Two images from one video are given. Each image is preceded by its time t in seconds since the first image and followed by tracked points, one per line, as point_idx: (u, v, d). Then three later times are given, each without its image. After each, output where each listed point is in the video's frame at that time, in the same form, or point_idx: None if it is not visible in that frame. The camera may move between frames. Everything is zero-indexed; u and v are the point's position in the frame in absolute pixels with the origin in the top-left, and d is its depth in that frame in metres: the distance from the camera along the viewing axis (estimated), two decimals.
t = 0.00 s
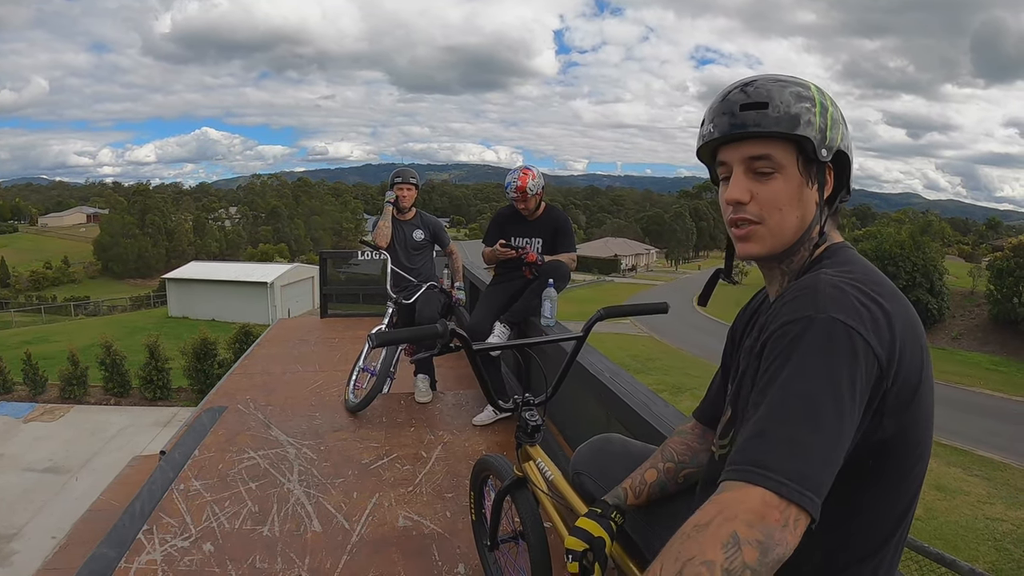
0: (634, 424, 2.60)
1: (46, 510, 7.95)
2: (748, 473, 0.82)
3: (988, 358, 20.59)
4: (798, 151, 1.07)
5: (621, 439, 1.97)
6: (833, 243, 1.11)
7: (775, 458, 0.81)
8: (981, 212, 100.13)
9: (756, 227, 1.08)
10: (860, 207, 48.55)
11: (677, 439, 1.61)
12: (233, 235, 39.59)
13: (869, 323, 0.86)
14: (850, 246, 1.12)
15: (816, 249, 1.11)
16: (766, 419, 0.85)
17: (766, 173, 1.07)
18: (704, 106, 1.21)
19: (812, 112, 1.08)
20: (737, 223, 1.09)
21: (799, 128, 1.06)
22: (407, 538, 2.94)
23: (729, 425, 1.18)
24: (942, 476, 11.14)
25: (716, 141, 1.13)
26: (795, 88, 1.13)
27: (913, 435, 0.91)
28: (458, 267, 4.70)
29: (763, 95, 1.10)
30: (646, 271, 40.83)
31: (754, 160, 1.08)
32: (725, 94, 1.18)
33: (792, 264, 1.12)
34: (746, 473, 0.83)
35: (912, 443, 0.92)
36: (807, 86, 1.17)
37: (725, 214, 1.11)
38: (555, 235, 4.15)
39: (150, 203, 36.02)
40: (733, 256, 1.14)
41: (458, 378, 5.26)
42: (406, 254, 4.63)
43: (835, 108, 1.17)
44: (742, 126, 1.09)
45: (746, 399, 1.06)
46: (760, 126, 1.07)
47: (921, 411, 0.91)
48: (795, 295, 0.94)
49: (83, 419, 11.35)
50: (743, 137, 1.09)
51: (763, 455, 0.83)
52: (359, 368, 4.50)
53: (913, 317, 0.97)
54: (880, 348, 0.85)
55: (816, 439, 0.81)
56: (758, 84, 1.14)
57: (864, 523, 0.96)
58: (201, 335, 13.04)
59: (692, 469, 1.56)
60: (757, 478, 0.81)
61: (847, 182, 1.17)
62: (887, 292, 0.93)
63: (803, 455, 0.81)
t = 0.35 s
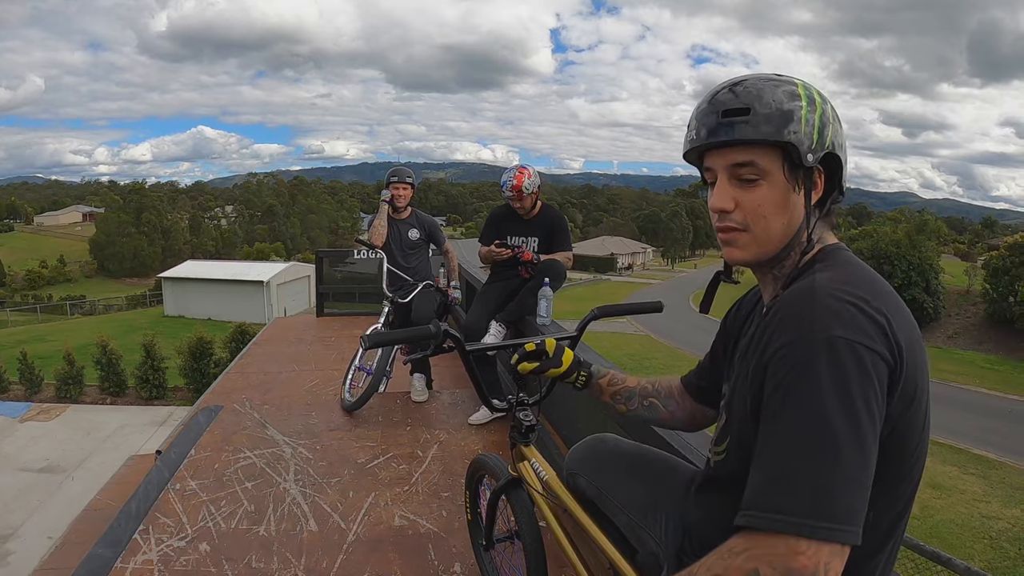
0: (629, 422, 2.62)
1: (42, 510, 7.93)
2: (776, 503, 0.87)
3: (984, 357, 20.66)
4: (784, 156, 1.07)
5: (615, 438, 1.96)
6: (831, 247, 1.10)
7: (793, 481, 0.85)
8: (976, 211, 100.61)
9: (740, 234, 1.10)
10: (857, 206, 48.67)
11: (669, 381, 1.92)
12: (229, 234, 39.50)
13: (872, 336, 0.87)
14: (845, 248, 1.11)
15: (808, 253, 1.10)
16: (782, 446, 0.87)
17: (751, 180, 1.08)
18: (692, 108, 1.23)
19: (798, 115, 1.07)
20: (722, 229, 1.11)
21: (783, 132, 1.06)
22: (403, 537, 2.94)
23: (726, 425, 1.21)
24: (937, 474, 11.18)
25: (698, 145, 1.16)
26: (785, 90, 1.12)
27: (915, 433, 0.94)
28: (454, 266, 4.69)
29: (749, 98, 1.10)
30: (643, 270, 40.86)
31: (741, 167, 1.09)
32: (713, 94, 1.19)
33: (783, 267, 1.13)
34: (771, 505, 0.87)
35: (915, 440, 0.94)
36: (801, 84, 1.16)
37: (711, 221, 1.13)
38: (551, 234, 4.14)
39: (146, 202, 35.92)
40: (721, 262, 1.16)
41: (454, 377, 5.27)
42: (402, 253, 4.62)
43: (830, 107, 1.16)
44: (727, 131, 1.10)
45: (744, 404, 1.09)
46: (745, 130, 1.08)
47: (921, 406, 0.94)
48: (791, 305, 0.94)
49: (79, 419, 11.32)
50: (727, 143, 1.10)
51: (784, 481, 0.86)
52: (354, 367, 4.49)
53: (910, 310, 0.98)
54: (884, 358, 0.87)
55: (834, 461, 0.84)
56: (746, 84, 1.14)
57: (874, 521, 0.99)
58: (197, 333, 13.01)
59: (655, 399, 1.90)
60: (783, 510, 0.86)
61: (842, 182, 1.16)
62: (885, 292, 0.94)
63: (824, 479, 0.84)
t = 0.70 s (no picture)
0: (626, 418, 2.62)
1: (37, 508, 7.90)
2: (715, 509, 0.95)
3: (979, 356, 20.74)
4: (740, 163, 1.11)
5: (613, 435, 1.95)
6: (818, 254, 1.10)
7: (743, 493, 0.93)
8: (973, 210, 100.88)
9: (703, 235, 1.18)
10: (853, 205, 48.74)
11: (653, 344, 1.93)
12: (225, 232, 39.43)
13: (841, 362, 0.89)
14: (836, 255, 1.08)
15: (785, 265, 1.12)
16: (738, 459, 0.93)
17: (709, 183, 1.14)
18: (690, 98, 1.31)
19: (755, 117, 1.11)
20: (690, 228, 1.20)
21: (739, 137, 1.10)
22: (400, 534, 2.95)
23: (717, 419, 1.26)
24: (932, 472, 11.23)
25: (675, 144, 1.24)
26: (760, 89, 1.15)
27: (897, 454, 0.95)
28: (451, 263, 4.69)
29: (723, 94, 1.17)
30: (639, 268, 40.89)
31: (705, 171, 1.15)
32: (704, 84, 1.25)
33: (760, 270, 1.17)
34: (715, 510, 0.95)
35: (897, 460, 0.96)
36: (788, 80, 1.16)
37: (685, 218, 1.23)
38: (547, 231, 4.14)
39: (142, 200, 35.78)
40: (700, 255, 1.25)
41: (450, 375, 5.26)
42: (398, 250, 4.61)
43: (821, 104, 1.15)
44: (691, 134, 1.17)
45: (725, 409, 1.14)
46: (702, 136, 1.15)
47: (905, 428, 0.95)
48: (763, 328, 0.97)
49: (74, 416, 11.28)
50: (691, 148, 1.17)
51: (735, 490, 0.93)
52: (351, 364, 4.49)
53: (903, 330, 0.98)
54: (853, 385, 0.89)
55: (782, 477, 0.90)
56: (725, 81, 1.20)
57: (856, 536, 1.00)
58: (193, 331, 12.98)
59: (637, 362, 1.91)
60: (731, 515, 0.93)
61: (831, 180, 1.13)
62: (871, 313, 0.94)
63: (771, 491, 0.91)
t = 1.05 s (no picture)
0: (622, 417, 2.63)
1: (33, 505, 7.89)
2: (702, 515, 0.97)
3: (974, 355, 20.84)
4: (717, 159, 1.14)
5: (607, 434, 1.95)
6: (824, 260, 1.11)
7: (731, 499, 0.95)
8: (969, 211, 101.23)
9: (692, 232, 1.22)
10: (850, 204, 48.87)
11: (647, 337, 1.93)
12: (222, 229, 39.37)
13: (836, 377, 0.90)
14: (832, 262, 1.09)
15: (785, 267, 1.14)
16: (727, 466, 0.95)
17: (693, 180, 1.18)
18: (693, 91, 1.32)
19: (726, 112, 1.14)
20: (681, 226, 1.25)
21: (717, 135, 1.13)
22: (396, 531, 2.95)
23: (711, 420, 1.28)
24: (928, 471, 11.28)
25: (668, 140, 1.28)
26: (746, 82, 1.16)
27: (892, 467, 0.96)
28: (449, 260, 4.67)
29: (707, 90, 1.19)
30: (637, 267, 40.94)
31: (692, 167, 1.19)
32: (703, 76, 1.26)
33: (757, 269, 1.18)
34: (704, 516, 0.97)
35: (893, 472, 0.97)
36: (773, 71, 1.16)
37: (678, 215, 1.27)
38: (544, 228, 4.14)
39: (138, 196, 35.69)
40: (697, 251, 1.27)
41: (447, 372, 5.27)
42: (396, 247, 4.61)
43: (801, 98, 1.12)
44: (678, 130, 1.21)
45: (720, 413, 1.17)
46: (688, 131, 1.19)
47: (902, 443, 0.96)
48: (761, 339, 0.99)
49: (70, 413, 11.27)
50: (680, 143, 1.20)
51: (726, 496, 0.95)
52: (347, 362, 4.49)
53: (903, 342, 0.98)
54: (849, 398, 0.90)
55: (771, 486, 0.93)
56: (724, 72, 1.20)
57: (851, 545, 1.01)
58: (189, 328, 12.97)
59: (633, 357, 1.91)
60: (719, 522, 0.96)
61: (823, 177, 1.12)
62: (867, 328, 0.96)
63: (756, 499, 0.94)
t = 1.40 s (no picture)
0: (622, 416, 2.64)
1: (32, 504, 7.89)
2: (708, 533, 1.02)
3: (974, 356, 20.84)
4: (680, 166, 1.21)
5: (608, 434, 1.96)
6: (808, 265, 1.10)
7: (735, 520, 0.98)
8: (971, 212, 101.20)
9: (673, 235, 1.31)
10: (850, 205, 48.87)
11: (649, 337, 1.94)
12: (223, 228, 39.37)
13: (831, 401, 0.91)
14: (815, 268, 1.09)
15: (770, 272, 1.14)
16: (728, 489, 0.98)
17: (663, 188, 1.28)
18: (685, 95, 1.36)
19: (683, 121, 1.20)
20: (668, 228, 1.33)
21: (672, 149, 1.23)
22: (396, 531, 2.96)
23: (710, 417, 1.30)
24: (928, 472, 11.28)
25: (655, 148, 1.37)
26: (711, 85, 1.18)
27: (894, 474, 0.98)
28: (449, 260, 4.68)
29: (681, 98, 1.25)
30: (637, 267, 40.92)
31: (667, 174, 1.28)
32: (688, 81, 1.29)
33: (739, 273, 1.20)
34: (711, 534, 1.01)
35: (893, 479, 0.99)
36: (735, 75, 1.17)
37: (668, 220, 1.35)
38: (544, 229, 4.15)
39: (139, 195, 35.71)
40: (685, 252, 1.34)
41: (447, 371, 5.27)
42: (396, 246, 4.62)
43: (744, 101, 1.13)
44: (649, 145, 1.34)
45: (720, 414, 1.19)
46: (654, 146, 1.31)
47: (902, 451, 0.97)
48: (755, 358, 0.99)
49: (71, 412, 11.27)
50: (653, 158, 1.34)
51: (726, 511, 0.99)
52: (348, 361, 4.49)
53: (898, 352, 0.98)
54: (847, 421, 0.91)
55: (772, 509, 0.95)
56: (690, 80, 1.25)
57: (855, 544, 1.03)
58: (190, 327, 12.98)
59: (636, 357, 1.92)
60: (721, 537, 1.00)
61: (784, 179, 1.11)
62: (864, 342, 0.95)
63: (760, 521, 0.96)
